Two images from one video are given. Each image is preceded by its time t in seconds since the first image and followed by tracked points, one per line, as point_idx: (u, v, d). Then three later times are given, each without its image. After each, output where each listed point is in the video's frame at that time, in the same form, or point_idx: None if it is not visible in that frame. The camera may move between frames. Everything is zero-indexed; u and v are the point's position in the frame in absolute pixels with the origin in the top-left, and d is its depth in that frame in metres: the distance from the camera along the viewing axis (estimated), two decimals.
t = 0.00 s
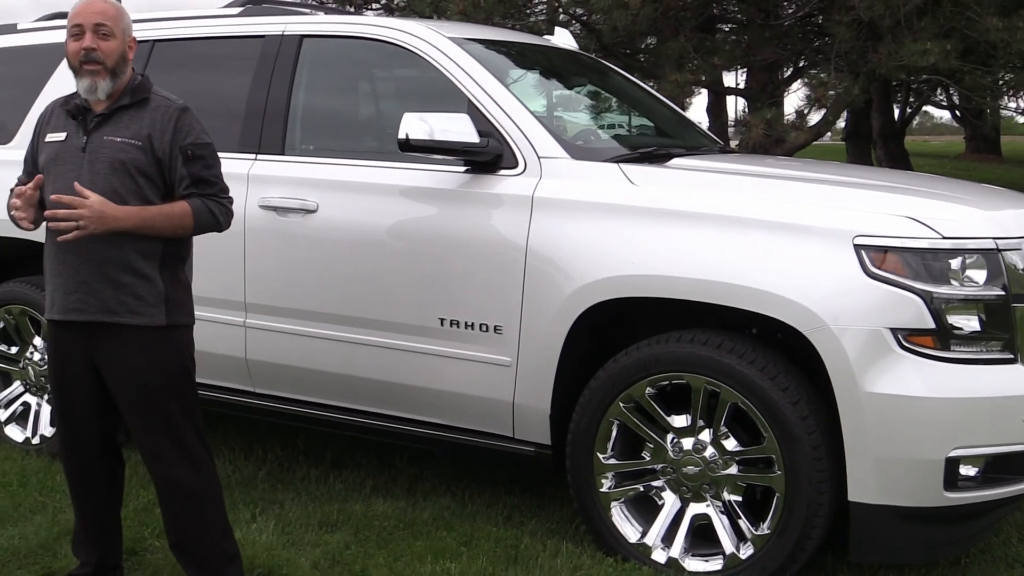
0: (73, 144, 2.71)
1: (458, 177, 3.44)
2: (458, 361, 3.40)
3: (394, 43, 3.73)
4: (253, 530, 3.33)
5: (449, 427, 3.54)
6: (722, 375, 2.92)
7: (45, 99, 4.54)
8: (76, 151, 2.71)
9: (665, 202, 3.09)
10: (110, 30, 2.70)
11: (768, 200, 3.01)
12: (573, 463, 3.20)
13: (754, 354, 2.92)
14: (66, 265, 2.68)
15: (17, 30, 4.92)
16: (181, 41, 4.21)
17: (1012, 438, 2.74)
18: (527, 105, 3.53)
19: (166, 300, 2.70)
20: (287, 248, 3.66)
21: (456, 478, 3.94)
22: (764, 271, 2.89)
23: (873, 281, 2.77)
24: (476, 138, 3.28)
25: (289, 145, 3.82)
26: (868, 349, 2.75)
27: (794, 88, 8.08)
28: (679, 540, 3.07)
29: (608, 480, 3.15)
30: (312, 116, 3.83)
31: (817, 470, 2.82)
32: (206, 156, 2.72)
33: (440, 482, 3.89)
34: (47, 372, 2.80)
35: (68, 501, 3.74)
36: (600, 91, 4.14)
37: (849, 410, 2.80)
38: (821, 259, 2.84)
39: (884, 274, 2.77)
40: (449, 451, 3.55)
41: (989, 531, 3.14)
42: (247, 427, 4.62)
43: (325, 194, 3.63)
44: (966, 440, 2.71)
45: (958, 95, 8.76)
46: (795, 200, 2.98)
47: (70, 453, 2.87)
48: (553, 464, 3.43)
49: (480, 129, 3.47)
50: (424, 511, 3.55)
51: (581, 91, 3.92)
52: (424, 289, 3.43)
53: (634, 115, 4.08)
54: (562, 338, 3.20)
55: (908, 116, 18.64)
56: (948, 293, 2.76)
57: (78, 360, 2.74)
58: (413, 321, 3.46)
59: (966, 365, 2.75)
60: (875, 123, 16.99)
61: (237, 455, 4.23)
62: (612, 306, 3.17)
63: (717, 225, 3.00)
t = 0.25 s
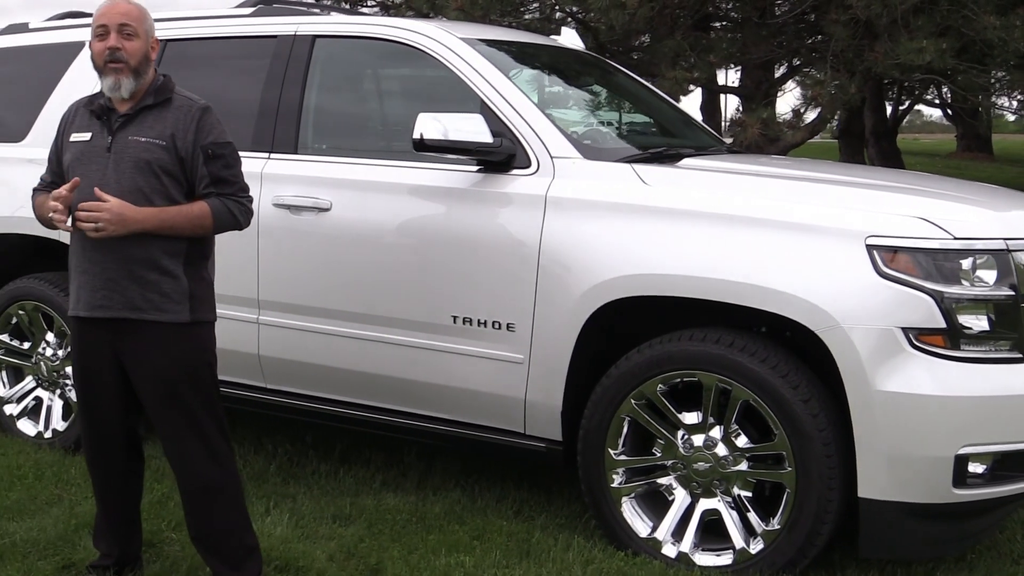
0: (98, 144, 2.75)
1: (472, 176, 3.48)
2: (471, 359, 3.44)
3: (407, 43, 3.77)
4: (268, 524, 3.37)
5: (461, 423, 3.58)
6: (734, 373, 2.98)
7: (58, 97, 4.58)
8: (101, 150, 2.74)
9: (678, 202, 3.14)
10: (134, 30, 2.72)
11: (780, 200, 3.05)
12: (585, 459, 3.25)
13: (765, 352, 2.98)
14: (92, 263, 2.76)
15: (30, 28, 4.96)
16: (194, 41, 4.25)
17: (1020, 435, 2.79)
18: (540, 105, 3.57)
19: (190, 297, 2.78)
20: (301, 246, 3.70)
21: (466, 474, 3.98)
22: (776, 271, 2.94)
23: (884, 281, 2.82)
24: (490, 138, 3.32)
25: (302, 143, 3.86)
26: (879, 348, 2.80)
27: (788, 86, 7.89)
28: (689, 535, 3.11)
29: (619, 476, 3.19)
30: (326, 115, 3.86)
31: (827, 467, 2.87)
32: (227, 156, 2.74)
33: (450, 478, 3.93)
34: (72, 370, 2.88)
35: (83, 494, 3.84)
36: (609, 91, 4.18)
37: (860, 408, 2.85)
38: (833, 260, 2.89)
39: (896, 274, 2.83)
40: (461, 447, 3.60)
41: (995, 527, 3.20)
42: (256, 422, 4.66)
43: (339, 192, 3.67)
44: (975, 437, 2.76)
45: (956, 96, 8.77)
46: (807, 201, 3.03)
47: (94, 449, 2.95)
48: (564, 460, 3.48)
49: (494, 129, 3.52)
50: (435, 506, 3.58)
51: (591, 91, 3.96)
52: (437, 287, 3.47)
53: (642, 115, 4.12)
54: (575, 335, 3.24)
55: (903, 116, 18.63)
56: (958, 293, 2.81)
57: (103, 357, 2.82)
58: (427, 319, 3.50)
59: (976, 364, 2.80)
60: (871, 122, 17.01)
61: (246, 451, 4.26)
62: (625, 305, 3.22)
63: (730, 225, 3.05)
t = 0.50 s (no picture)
0: (120, 141, 2.79)
1: (485, 176, 3.52)
2: (483, 356, 3.49)
3: (419, 43, 3.81)
4: (282, 519, 3.41)
5: (473, 419, 3.62)
6: (745, 370, 3.03)
7: (67, 95, 4.61)
8: (124, 148, 2.78)
9: (690, 202, 3.19)
10: (150, 30, 2.76)
11: (790, 201, 3.11)
12: (597, 455, 3.30)
13: (776, 350, 3.03)
14: (113, 261, 2.78)
15: (37, 27, 4.98)
16: (206, 39, 4.29)
17: None
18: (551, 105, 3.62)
19: (212, 295, 2.80)
20: (314, 243, 3.74)
21: (475, 470, 4.02)
22: (787, 270, 2.99)
23: (893, 281, 2.88)
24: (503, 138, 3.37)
25: (314, 142, 3.90)
26: (888, 345, 2.86)
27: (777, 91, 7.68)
28: (700, 530, 3.16)
29: (631, 472, 3.24)
30: (338, 114, 3.91)
31: (837, 462, 2.93)
32: (247, 154, 2.78)
33: (460, 474, 3.97)
34: (91, 368, 2.88)
35: (94, 492, 3.83)
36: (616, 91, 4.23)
37: (869, 405, 2.91)
38: (843, 259, 2.94)
39: (904, 274, 2.88)
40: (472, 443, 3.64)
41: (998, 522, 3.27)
42: (264, 419, 4.70)
43: (352, 190, 3.71)
44: (981, 433, 2.82)
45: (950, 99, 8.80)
46: (817, 201, 3.09)
47: (112, 447, 2.94)
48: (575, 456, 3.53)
49: (506, 129, 3.56)
50: (447, 502, 3.62)
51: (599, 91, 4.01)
52: (450, 285, 3.51)
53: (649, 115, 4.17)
54: (588, 333, 3.29)
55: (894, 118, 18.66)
56: (965, 293, 2.87)
57: (124, 353, 2.82)
58: (439, 316, 3.55)
59: (982, 362, 2.86)
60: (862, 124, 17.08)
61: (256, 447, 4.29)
62: (637, 303, 3.27)
63: (742, 225, 3.10)
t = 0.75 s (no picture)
0: (140, 139, 2.74)
1: (497, 176, 3.57)
2: (496, 353, 3.53)
3: (430, 44, 3.87)
4: (296, 516, 3.44)
5: (484, 416, 3.67)
6: (756, 367, 3.09)
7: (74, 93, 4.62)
8: (143, 145, 2.73)
9: (701, 202, 3.25)
10: (168, 30, 2.71)
11: (800, 201, 3.17)
12: (609, 451, 3.36)
13: (787, 347, 3.10)
14: (131, 259, 2.71)
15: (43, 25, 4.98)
16: (219, 38, 4.34)
17: None
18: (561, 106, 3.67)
19: (230, 293, 2.73)
20: (325, 241, 3.77)
21: (483, 468, 4.06)
22: (798, 270, 3.06)
23: (901, 280, 2.95)
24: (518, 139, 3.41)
25: (325, 142, 3.93)
26: (897, 343, 2.93)
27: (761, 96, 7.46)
28: (711, 525, 3.23)
29: (642, 468, 3.30)
30: (349, 112, 3.95)
31: (847, 458, 2.99)
32: (270, 152, 2.77)
33: (468, 471, 4.01)
34: (106, 367, 2.81)
35: (102, 489, 3.76)
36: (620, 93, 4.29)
37: (878, 401, 2.98)
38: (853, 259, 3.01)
39: (911, 273, 2.95)
40: (483, 439, 3.69)
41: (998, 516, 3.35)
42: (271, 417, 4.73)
43: (363, 189, 3.75)
44: (986, 428, 2.89)
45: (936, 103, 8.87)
46: (826, 202, 3.16)
47: (125, 446, 2.86)
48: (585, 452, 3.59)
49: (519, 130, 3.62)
50: (457, 499, 3.65)
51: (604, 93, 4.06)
52: (462, 283, 3.55)
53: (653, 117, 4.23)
54: (600, 331, 3.35)
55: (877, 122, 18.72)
56: (969, 292, 2.94)
57: (140, 351, 2.76)
58: (452, 314, 3.59)
59: (987, 359, 2.92)
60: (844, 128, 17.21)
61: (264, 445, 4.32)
62: (648, 301, 3.34)
63: (753, 225, 3.16)
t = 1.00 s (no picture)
0: (163, 138, 2.77)
1: (506, 176, 3.60)
2: (506, 351, 3.57)
3: (439, 45, 3.90)
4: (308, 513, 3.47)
5: (493, 413, 3.71)
6: (766, 364, 3.15)
7: (79, 92, 4.62)
8: (166, 145, 2.76)
9: (711, 202, 3.30)
10: (190, 30, 2.74)
11: (808, 202, 3.23)
12: (618, 447, 3.41)
13: (796, 345, 3.15)
14: (153, 257, 2.73)
15: (46, 23, 4.98)
16: (227, 38, 4.36)
17: None
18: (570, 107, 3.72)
19: (252, 290, 2.77)
20: (334, 241, 3.81)
21: (490, 464, 4.10)
22: (806, 269, 3.11)
23: (908, 279, 3.01)
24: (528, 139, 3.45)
25: (334, 142, 3.96)
26: (904, 341, 2.99)
27: (744, 98, 7.33)
28: (720, 520, 3.28)
29: (651, 463, 3.36)
30: (358, 111, 3.98)
31: (855, 453, 3.05)
32: (290, 153, 2.81)
33: (475, 467, 4.05)
34: (126, 362, 2.84)
35: (113, 485, 3.86)
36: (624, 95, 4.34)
37: (886, 398, 3.04)
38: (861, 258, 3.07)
39: (918, 272, 3.01)
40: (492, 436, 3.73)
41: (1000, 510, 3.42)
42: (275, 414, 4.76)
43: (373, 188, 3.78)
44: (991, 424, 2.96)
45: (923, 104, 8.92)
46: (834, 202, 3.21)
47: (146, 443, 2.91)
48: (593, 448, 3.64)
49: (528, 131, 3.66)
50: (466, 495, 3.69)
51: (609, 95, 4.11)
52: (472, 282, 3.59)
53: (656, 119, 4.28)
54: (611, 329, 3.39)
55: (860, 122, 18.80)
56: (975, 291, 3.00)
57: (159, 347, 2.79)
58: (461, 313, 3.62)
59: (992, 357, 2.99)
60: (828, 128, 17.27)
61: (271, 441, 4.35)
62: (658, 299, 3.39)
63: (762, 225, 3.21)
